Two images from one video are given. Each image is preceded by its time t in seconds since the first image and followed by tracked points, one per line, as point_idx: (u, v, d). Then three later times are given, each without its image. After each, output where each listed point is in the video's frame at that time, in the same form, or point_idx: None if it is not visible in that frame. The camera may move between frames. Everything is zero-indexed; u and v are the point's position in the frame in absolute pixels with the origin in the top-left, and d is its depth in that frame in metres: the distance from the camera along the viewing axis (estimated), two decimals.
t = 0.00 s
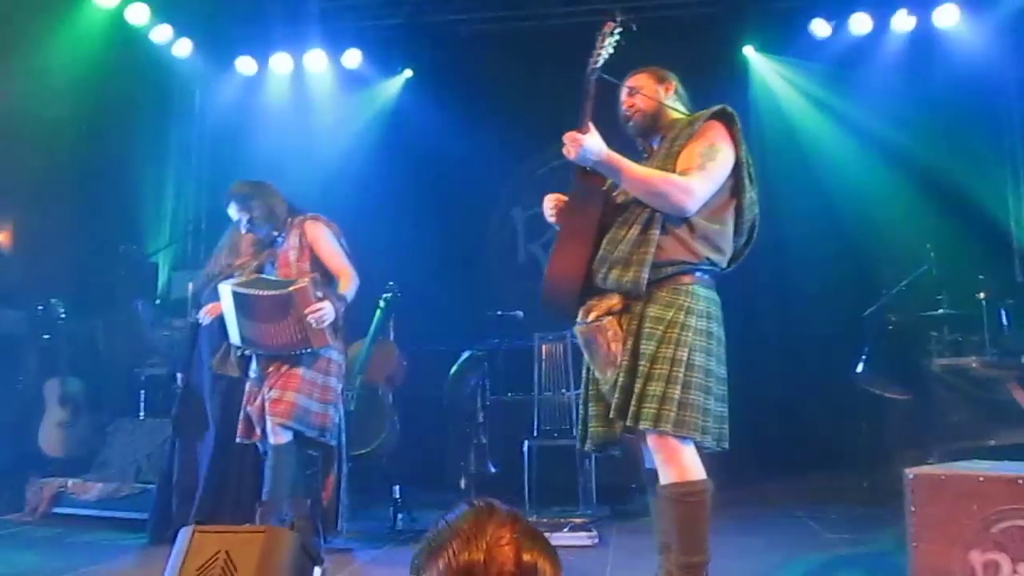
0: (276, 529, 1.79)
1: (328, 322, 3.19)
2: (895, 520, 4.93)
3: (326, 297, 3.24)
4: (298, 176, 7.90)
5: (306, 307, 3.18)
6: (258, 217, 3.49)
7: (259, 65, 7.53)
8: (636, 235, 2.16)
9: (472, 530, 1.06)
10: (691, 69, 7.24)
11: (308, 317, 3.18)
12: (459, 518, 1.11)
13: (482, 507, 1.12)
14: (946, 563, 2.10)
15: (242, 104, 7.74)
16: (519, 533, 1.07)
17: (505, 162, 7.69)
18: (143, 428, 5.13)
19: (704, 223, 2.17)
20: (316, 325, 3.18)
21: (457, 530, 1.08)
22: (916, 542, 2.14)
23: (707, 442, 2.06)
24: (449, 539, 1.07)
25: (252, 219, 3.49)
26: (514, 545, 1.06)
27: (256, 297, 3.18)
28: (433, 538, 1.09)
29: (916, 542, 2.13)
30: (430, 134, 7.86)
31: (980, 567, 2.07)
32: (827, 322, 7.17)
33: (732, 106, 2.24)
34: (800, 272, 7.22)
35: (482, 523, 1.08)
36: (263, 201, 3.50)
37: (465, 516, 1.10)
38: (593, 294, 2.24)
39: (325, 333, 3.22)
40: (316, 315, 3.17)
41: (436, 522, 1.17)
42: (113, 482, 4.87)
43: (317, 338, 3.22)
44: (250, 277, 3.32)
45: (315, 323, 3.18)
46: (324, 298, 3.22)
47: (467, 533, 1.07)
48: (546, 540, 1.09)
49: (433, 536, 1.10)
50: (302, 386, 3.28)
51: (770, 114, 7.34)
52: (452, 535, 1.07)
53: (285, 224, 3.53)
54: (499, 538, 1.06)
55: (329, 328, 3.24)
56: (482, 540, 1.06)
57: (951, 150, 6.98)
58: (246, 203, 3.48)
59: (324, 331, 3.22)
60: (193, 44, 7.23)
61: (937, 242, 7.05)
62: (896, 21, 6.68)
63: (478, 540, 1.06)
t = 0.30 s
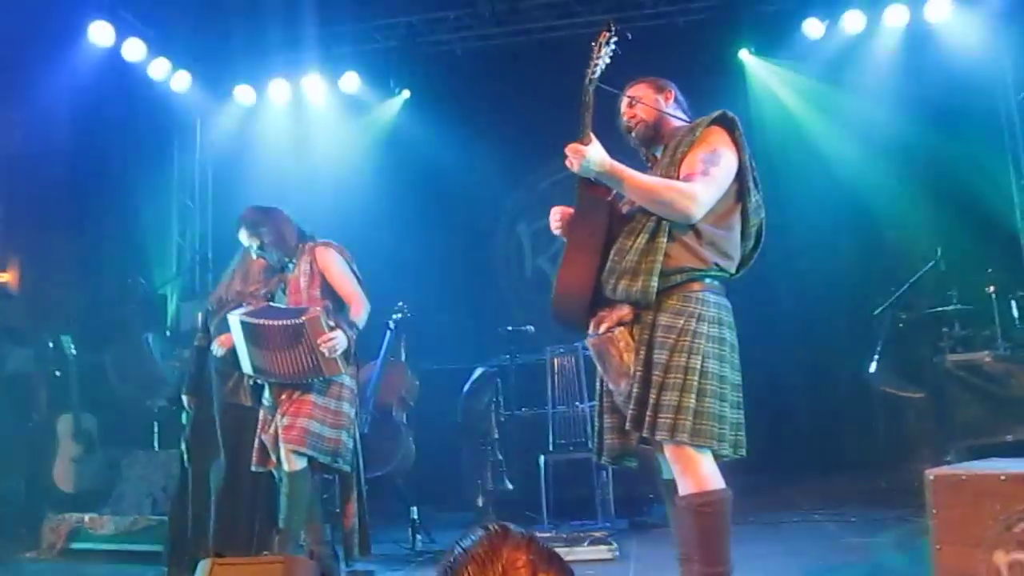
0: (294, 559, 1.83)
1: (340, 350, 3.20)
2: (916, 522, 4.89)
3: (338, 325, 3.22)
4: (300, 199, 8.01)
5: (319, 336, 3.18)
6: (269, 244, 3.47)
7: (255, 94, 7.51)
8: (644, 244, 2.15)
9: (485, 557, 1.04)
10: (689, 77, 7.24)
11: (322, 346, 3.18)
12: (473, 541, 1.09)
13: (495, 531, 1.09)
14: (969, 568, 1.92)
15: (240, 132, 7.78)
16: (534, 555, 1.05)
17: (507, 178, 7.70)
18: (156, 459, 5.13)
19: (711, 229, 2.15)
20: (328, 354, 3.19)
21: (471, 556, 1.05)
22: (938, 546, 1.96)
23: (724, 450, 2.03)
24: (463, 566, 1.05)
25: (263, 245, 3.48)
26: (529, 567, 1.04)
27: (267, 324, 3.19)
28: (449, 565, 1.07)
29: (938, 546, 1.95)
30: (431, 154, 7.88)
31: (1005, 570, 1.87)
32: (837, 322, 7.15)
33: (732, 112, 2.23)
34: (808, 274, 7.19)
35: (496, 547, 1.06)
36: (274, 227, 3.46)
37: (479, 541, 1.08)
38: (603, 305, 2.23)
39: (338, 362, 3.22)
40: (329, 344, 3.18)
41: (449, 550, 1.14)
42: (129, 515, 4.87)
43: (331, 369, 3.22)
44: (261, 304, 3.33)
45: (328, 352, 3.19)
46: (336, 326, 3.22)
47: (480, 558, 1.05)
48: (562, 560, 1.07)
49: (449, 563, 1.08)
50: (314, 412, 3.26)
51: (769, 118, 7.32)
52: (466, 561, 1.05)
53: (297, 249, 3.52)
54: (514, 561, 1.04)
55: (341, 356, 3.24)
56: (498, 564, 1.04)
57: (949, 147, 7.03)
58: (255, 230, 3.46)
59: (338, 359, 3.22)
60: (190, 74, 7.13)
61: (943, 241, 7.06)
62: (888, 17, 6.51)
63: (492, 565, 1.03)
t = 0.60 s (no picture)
0: (309, 564, 1.79)
1: (359, 361, 3.20)
2: (933, 537, 4.84)
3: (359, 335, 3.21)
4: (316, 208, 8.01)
5: (338, 346, 3.17)
6: (289, 245, 3.49)
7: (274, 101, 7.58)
8: (660, 253, 2.14)
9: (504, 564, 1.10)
10: (706, 86, 7.22)
11: (341, 356, 3.17)
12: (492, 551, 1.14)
13: (514, 540, 1.14)
14: None
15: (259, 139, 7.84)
16: (551, 562, 1.09)
17: (523, 186, 7.70)
18: (172, 463, 5.14)
19: (728, 238, 2.14)
20: (347, 364, 3.19)
21: (490, 562, 1.11)
22: (958, 564, 1.96)
23: (740, 461, 2.01)
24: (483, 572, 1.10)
25: (284, 245, 3.49)
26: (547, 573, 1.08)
27: (286, 330, 3.18)
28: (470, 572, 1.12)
29: (958, 563, 1.95)
30: (446, 161, 7.89)
31: None
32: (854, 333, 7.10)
33: (750, 121, 2.22)
34: (826, 285, 7.14)
35: (514, 553, 1.11)
36: (296, 230, 3.50)
37: (499, 549, 1.13)
38: (619, 314, 2.22)
39: (354, 372, 3.22)
40: (348, 354, 3.18)
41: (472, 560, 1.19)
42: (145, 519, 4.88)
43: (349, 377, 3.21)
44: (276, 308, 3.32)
45: (347, 361, 3.19)
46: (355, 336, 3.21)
47: (499, 565, 1.10)
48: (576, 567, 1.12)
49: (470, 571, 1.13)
50: (328, 418, 3.26)
51: (788, 129, 7.27)
52: (485, 567, 1.10)
53: (316, 254, 3.54)
54: (531, 567, 1.09)
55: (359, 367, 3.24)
56: (516, 571, 1.09)
57: (967, 168, 6.98)
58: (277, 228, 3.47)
59: (355, 369, 3.22)
60: (209, 82, 7.19)
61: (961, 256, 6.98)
62: (907, 30, 6.57)
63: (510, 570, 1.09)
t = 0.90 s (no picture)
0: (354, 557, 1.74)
1: (391, 367, 3.21)
2: (974, 547, 4.77)
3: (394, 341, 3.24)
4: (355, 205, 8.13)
5: (375, 350, 3.19)
6: (334, 237, 3.55)
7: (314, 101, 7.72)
8: (698, 255, 2.14)
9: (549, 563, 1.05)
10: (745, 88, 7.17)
11: (375, 362, 3.20)
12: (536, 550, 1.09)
13: (558, 536, 1.11)
14: None
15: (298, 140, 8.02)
16: (598, 561, 1.05)
17: (559, 187, 7.70)
18: (211, 458, 5.23)
19: (767, 240, 2.13)
20: (381, 370, 3.20)
21: (535, 560, 1.06)
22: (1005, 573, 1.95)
23: (777, 465, 2.01)
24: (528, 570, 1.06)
25: (330, 237, 3.56)
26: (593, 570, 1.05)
27: (322, 328, 3.24)
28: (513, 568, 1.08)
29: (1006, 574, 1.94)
30: (483, 162, 7.93)
31: None
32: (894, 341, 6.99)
33: (789, 123, 2.22)
34: (866, 290, 7.05)
35: (560, 552, 1.07)
36: (341, 225, 3.54)
37: (543, 546, 1.09)
38: (658, 316, 2.22)
39: (387, 376, 3.23)
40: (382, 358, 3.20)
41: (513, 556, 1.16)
42: (185, 513, 4.96)
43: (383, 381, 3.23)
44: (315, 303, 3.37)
45: (380, 368, 3.21)
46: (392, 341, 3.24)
47: (544, 563, 1.06)
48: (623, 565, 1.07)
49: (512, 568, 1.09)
50: (360, 415, 3.30)
51: (828, 132, 7.19)
52: (530, 565, 1.06)
53: (360, 250, 3.57)
54: (577, 567, 1.05)
55: (391, 373, 3.25)
56: (562, 571, 1.05)
57: (1012, 175, 6.87)
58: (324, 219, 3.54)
59: (388, 375, 3.23)
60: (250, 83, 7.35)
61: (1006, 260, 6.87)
62: (951, 31, 6.47)
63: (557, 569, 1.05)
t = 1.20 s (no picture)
0: (378, 556, 1.66)
1: (407, 369, 3.20)
2: (996, 550, 4.74)
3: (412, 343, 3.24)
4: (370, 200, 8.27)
5: (392, 352, 3.19)
6: (358, 235, 3.57)
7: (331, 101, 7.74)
8: (718, 256, 2.14)
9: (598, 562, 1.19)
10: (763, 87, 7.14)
11: (392, 363, 3.19)
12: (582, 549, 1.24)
13: (603, 539, 1.25)
14: None
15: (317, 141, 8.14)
16: (641, 564, 1.18)
17: (577, 187, 7.70)
18: (231, 458, 5.26)
19: (788, 240, 2.12)
20: (398, 371, 3.19)
21: (581, 560, 1.21)
22: None
23: (799, 466, 2.00)
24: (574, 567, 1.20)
25: (354, 235, 3.59)
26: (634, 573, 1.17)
27: (340, 326, 3.25)
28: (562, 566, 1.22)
29: None
30: (501, 162, 7.93)
31: None
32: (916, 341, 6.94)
33: (809, 121, 2.20)
34: (886, 289, 6.99)
35: (605, 554, 1.21)
36: (365, 223, 3.56)
37: (589, 547, 1.23)
38: (678, 316, 2.22)
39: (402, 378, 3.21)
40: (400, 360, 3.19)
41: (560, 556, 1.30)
42: (206, 511, 5.01)
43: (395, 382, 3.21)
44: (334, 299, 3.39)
45: (397, 369, 3.19)
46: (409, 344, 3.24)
47: (591, 563, 1.20)
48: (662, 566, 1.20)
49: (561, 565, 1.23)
50: (377, 414, 3.32)
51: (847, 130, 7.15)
52: (577, 565, 1.20)
53: (381, 249, 3.59)
54: (622, 568, 1.18)
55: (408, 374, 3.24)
56: (607, 570, 1.19)
57: None
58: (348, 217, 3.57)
59: (403, 376, 3.21)
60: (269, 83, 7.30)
61: None
62: (975, 28, 6.34)
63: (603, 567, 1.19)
